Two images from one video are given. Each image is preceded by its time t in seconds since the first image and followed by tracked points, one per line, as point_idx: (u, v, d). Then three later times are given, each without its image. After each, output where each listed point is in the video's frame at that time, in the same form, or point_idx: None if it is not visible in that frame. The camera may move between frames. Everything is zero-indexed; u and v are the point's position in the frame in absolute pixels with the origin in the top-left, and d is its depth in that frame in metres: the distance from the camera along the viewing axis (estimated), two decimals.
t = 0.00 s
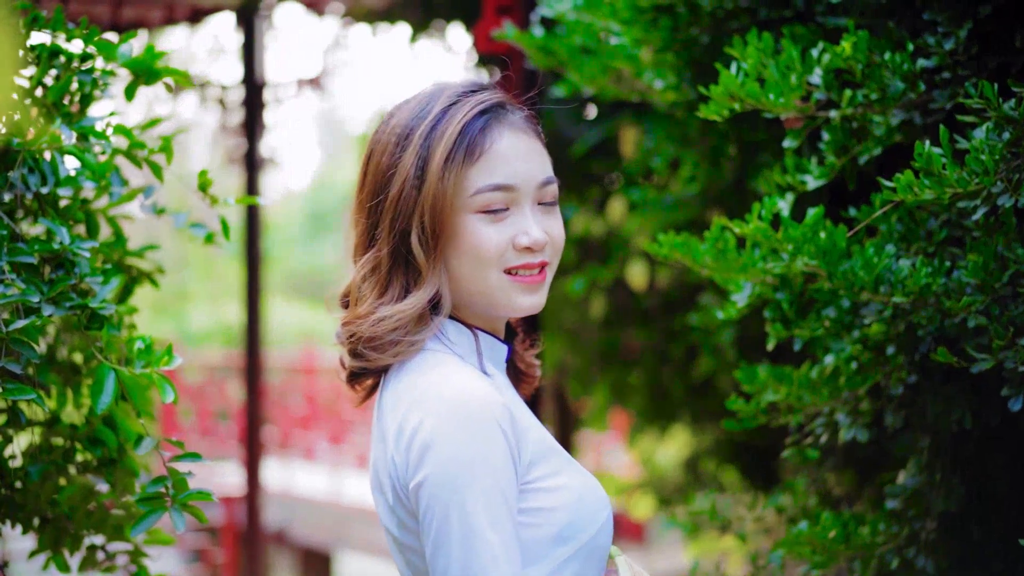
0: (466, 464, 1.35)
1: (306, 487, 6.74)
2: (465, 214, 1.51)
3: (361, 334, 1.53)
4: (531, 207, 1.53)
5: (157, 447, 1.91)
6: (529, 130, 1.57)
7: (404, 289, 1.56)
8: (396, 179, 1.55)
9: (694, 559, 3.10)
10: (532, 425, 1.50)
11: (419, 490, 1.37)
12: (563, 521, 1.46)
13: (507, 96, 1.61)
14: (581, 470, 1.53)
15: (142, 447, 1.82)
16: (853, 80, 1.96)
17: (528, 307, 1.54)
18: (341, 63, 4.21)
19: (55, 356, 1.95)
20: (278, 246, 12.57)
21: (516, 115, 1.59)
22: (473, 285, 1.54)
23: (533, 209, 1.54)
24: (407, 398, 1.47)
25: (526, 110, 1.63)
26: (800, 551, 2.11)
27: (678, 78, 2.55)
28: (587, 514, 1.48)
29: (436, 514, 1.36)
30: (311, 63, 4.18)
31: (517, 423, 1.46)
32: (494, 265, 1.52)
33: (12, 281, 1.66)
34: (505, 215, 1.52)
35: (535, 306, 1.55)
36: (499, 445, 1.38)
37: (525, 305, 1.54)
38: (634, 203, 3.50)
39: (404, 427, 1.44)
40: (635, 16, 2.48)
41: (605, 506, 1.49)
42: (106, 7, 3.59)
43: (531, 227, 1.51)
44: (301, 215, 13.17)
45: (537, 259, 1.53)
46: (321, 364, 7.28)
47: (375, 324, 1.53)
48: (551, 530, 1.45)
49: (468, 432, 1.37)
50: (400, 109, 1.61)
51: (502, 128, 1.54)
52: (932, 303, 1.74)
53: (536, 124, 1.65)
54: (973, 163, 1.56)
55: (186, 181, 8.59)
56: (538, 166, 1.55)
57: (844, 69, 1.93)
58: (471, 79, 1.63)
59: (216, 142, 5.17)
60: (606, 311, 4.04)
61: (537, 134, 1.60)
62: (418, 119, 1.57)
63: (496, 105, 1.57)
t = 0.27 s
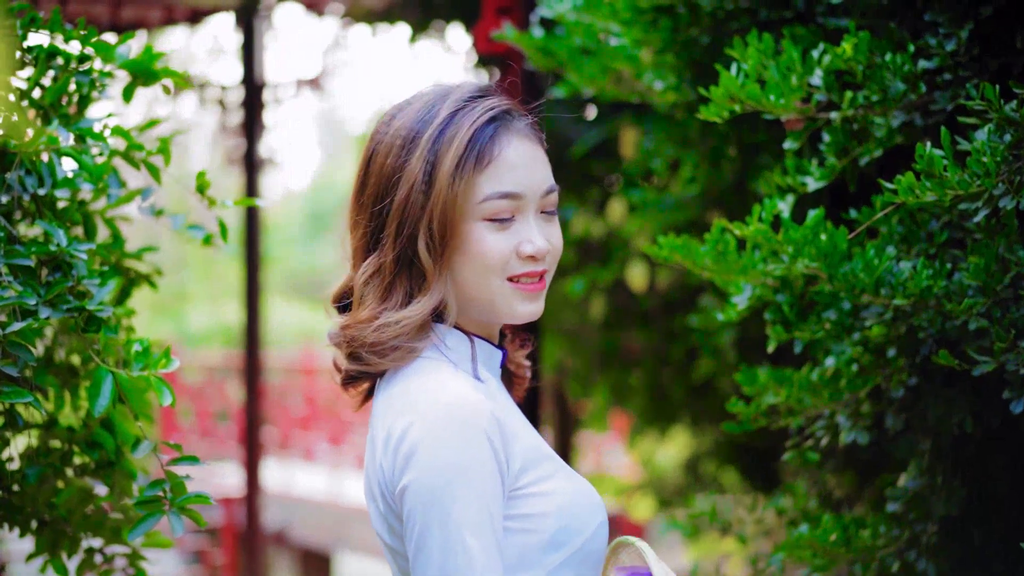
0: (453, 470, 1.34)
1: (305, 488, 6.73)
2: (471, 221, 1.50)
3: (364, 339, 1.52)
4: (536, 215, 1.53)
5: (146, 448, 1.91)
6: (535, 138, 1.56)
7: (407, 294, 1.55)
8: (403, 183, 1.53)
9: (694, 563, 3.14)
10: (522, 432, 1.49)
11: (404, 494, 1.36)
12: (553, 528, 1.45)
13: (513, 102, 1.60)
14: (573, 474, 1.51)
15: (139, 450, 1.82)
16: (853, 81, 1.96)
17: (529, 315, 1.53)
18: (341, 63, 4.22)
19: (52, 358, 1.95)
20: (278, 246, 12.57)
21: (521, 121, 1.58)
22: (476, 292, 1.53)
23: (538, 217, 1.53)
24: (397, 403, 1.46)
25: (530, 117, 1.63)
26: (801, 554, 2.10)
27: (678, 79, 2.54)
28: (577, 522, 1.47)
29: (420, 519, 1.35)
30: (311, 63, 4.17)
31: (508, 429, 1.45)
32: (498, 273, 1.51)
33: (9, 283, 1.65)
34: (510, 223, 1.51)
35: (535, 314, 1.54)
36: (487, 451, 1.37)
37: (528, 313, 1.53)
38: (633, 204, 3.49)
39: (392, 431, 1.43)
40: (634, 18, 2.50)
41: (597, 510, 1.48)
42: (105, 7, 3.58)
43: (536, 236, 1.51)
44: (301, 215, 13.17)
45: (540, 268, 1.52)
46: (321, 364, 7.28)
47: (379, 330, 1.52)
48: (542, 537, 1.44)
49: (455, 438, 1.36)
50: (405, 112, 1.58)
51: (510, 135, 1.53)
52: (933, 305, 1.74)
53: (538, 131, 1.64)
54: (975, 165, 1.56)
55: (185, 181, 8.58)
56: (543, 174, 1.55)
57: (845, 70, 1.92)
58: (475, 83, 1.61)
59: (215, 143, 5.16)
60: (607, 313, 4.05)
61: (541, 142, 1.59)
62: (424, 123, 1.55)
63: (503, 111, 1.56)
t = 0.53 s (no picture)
0: (425, 480, 1.34)
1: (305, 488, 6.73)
2: (475, 226, 1.49)
3: (370, 345, 1.50)
4: (537, 221, 1.52)
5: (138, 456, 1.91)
6: (536, 144, 1.56)
7: (410, 300, 1.53)
8: (408, 187, 1.51)
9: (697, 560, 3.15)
10: (507, 440, 1.48)
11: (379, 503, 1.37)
12: (537, 537, 1.43)
13: (513, 107, 1.59)
14: (560, 480, 1.50)
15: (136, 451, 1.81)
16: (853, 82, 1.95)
17: (528, 321, 1.52)
18: (340, 63, 4.20)
19: (49, 360, 1.93)
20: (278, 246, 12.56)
21: (523, 127, 1.57)
22: (478, 298, 1.52)
23: (538, 224, 1.53)
24: (379, 412, 1.46)
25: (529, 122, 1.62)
26: (801, 557, 2.09)
27: (678, 79, 2.53)
28: (562, 531, 1.45)
29: (395, 528, 1.36)
30: (310, 64, 4.15)
31: (490, 438, 1.44)
32: (500, 279, 1.50)
33: (4, 285, 1.63)
34: (513, 228, 1.50)
35: (534, 320, 1.54)
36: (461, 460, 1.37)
37: (528, 319, 1.52)
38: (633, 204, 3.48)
39: (372, 440, 1.44)
40: (633, 18, 2.49)
41: (582, 517, 1.46)
42: (104, 7, 3.56)
43: (538, 242, 1.50)
44: (301, 215, 13.16)
45: (540, 274, 1.52)
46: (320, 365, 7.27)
47: (385, 336, 1.50)
48: (528, 545, 1.43)
49: (428, 448, 1.36)
50: (407, 115, 1.56)
51: (514, 141, 1.52)
52: (934, 306, 1.72)
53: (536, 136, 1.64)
54: (975, 165, 1.55)
55: (184, 181, 8.57)
56: (544, 181, 1.54)
57: (845, 70, 1.91)
58: (475, 87, 1.60)
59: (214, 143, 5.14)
60: (607, 313, 4.04)
61: (541, 148, 1.59)
62: (426, 126, 1.53)
63: (506, 116, 1.55)
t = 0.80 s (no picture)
0: (406, 488, 1.34)
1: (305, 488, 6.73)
2: (475, 228, 1.48)
3: (369, 349, 1.48)
4: (534, 223, 1.52)
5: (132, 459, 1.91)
6: (533, 146, 1.56)
7: (409, 302, 1.51)
8: (408, 188, 1.49)
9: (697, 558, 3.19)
10: (495, 443, 1.46)
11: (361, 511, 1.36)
12: (523, 544, 1.41)
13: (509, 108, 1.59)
14: (550, 484, 1.48)
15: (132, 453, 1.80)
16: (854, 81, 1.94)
17: (526, 323, 1.52)
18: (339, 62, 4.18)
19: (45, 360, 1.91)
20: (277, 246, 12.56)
21: (520, 128, 1.57)
22: (477, 300, 1.51)
23: (535, 225, 1.53)
24: (365, 418, 1.45)
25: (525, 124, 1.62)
26: (802, 558, 2.08)
27: (677, 79, 2.52)
28: (549, 537, 1.43)
29: (377, 535, 1.35)
30: (309, 63, 4.14)
31: (475, 445, 1.42)
32: (498, 280, 1.49)
33: None
34: (511, 230, 1.50)
35: (530, 322, 1.53)
36: (443, 468, 1.36)
37: (526, 321, 1.52)
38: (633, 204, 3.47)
39: (357, 446, 1.43)
40: (633, 17, 2.48)
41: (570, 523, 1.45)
42: (103, 7, 3.55)
43: (536, 244, 1.50)
44: (301, 214, 13.16)
45: (537, 276, 1.52)
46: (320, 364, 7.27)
47: (386, 339, 1.48)
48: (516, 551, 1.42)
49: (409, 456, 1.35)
50: (405, 115, 1.54)
51: (513, 143, 1.52)
52: (934, 306, 1.71)
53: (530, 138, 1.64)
54: (976, 164, 1.54)
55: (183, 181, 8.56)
56: (540, 182, 1.54)
57: (845, 69, 1.90)
58: (471, 88, 1.59)
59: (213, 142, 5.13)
60: (606, 314, 4.03)
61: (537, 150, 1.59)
62: (425, 127, 1.52)
63: (504, 118, 1.55)
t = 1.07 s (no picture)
0: (386, 495, 1.34)
1: (305, 488, 6.72)
2: (470, 227, 1.48)
3: (367, 349, 1.47)
4: (529, 221, 1.52)
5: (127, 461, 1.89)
6: (527, 145, 1.56)
7: (405, 301, 1.50)
8: (402, 187, 1.48)
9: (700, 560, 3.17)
10: (482, 447, 1.45)
11: (343, 516, 1.37)
12: (509, 549, 1.41)
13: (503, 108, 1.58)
14: (538, 488, 1.46)
15: (127, 453, 1.79)
16: (852, 80, 1.93)
17: (522, 322, 1.51)
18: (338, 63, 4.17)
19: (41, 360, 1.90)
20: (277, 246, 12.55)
21: (514, 126, 1.57)
22: (473, 299, 1.50)
23: (530, 223, 1.52)
24: (352, 421, 1.45)
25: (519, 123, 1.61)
26: (801, 559, 2.07)
27: (675, 78, 2.50)
28: (534, 541, 1.42)
29: (359, 540, 1.36)
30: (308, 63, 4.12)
31: (460, 449, 1.41)
32: (494, 279, 1.49)
33: None
34: (506, 228, 1.49)
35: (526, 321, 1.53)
36: (423, 474, 1.35)
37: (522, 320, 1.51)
38: (632, 204, 3.46)
39: (342, 449, 1.43)
40: (630, 17, 2.48)
41: (557, 528, 1.44)
42: (101, 6, 3.53)
43: (531, 242, 1.49)
44: (301, 215, 13.14)
45: (533, 275, 1.51)
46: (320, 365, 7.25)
47: (383, 339, 1.47)
48: (500, 556, 1.41)
49: (389, 462, 1.35)
50: (399, 114, 1.54)
51: (507, 141, 1.52)
52: (933, 306, 1.70)
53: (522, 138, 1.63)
54: (975, 164, 1.53)
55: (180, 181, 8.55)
56: (535, 180, 1.54)
57: (844, 69, 1.90)
58: (464, 87, 1.59)
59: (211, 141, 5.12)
60: (605, 314, 4.03)
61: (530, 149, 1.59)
62: (419, 125, 1.51)
63: (498, 116, 1.54)
